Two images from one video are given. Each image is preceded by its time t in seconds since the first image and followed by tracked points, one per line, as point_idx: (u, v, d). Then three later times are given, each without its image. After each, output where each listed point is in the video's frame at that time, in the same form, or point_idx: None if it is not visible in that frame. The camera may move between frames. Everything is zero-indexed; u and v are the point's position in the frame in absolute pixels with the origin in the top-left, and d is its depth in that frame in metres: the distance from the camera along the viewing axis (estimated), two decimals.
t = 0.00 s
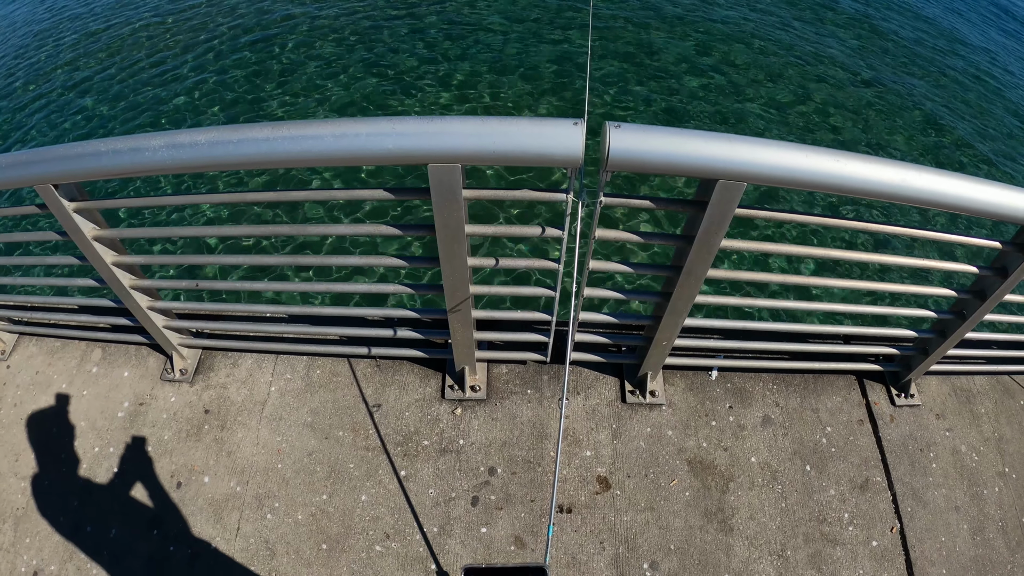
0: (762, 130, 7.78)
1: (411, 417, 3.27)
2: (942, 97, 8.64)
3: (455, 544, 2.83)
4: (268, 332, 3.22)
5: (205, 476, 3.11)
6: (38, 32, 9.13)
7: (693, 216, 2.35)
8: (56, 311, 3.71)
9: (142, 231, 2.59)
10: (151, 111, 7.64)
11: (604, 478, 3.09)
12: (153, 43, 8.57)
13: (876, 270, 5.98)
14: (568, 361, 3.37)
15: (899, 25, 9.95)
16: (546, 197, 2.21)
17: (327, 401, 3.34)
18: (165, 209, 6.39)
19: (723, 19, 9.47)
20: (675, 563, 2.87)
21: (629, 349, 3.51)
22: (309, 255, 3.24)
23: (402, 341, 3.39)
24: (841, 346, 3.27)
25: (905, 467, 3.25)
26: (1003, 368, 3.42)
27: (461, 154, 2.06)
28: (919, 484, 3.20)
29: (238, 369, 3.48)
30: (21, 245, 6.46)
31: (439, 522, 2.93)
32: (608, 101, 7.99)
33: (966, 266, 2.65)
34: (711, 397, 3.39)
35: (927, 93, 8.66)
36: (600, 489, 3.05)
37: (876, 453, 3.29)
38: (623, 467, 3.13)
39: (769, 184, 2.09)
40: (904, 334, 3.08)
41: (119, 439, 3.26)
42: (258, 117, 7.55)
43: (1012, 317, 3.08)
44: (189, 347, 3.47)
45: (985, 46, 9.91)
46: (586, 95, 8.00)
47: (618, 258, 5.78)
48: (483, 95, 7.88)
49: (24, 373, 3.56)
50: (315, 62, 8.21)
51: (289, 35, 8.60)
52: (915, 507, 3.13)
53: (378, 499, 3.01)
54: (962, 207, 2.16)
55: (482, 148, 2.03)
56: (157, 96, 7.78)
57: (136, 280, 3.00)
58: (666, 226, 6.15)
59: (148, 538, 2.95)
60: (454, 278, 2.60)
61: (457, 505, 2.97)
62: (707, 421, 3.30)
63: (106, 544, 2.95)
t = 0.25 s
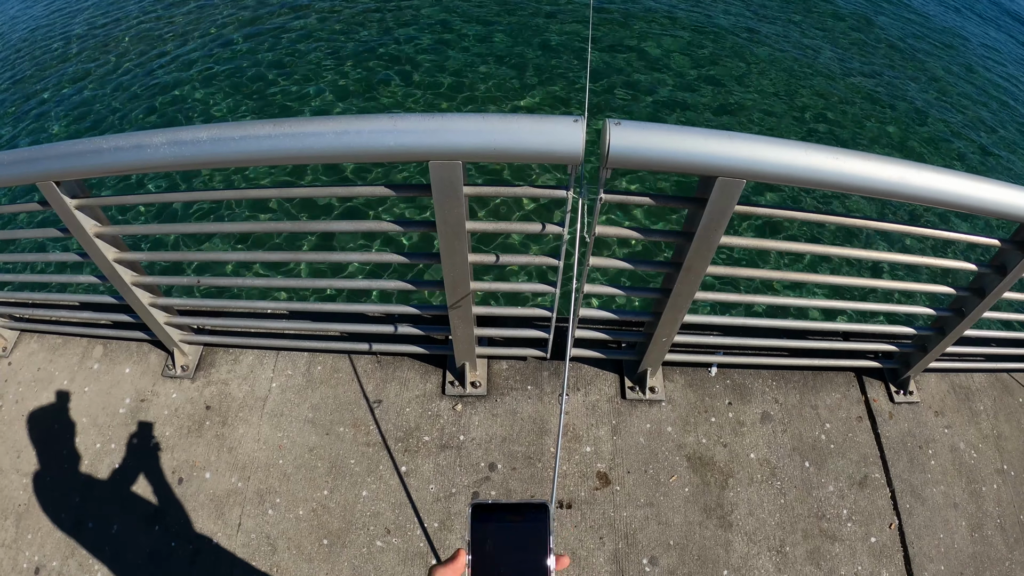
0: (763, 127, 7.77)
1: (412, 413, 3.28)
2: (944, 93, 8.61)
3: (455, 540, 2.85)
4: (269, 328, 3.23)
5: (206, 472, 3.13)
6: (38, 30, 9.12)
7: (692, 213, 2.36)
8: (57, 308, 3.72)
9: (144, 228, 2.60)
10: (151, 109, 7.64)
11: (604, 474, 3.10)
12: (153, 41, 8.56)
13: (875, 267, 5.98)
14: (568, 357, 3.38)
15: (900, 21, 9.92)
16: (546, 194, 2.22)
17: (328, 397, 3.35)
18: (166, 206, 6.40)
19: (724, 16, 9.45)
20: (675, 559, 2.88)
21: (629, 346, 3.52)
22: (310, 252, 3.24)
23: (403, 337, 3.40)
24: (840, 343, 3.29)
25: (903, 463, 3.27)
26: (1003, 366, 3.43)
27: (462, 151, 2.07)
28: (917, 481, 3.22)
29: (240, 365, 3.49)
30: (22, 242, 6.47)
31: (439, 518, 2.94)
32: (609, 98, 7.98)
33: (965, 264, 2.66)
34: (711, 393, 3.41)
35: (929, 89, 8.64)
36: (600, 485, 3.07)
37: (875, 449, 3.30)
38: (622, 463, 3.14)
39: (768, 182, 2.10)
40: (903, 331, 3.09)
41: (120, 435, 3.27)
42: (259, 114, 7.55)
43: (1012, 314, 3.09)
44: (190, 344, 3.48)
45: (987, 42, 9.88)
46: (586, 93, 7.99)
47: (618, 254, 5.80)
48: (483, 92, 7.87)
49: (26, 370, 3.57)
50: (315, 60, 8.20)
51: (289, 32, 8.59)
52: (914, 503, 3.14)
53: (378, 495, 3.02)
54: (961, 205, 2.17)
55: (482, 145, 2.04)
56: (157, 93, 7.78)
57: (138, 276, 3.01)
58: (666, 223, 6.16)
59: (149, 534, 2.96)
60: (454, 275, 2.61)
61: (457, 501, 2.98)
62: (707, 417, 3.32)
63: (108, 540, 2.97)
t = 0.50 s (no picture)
0: (764, 123, 7.74)
1: (411, 408, 3.28)
2: (945, 90, 8.58)
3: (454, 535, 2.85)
4: (269, 323, 3.23)
5: (205, 468, 3.13)
6: (36, 25, 9.07)
7: (691, 209, 2.36)
8: (57, 305, 3.72)
9: (143, 224, 2.60)
10: (149, 105, 7.61)
11: (603, 469, 3.11)
12: (151, 36, 8.52)
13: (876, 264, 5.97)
14: (567, 353, 3.38)
15: (901, 17, 9.88)
16: (546, 189, 2.22)
17: (327, 393, 3.35)
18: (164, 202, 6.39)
19: (724, 11, 9.41)
20: (673, 555, 2.89)
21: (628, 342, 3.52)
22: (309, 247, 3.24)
23: (402, 333, 3.40)
24: (840, 339, 3.28)
25: (902, 460, 3.27)
26: (1002, 363, 3.43)
27: (461, 146, 2.07)
28: (917, 478, 3.22)
29: (239, 361, 3.49)
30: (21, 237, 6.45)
31: (438, 513, 2.95)
32: (609, 94, 7.95)
33: (965, 260, 2.66)
34: (710, 389, 3.40)
35: (931, 86, 8.61)
36: (599, 481, 3.07)
37: (874, 446, 3.30)
38: (622, 459, 3.14)
39: (767, 177, 2.09)
40: (903, 328, 3.09)
41: (119, 431, 3.27)
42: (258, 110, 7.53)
43: (1012, 312, 3.09)
44: (189, 340, 3.48)
45: (989, 38, 9.84)
46: (586, 89, 7.97)
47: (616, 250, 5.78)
48: (483, 87, 7.85)
49: (26, 366, 3.57)
50: (314, 55, 8.17)
51: (288, 28, 8.56)
52: (913, 500, 3.14)
53: (378, 491, 3.03)
54: (960, 201, 2.16)
55: (482, 140, 2.03)
56: (155, 89, 7.75)
57: (137, 272, 3.01)
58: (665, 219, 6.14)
59: (149, 530, 2.97)
60: (453, 270, 2.60)
61: (456, 497, 2.98)
62: (706, 413, 3.32)
63: (107, 536, 2.97)
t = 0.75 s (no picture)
0: (764, 121, 7.73)
1: (410, 405, 3.29)
2: (946, 88, 8.56)
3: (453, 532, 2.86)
4: (268, 320, 3.23)
5: (205, 465, 3.14)
6: (36, 23, 9.07)
7: (689, 206, 2.36)
8: (56, 302, 3.72)
9: (142, 221, 2.60)
10: (149, 103, 7.60)
11: (601, 466, 3.11)
12: (150, 34, 8.51)
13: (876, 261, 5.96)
14: (566, 350, 3.39)
15: (902, 15, 9.86)
16: (543, 186, 2.22)
17: (326, 390, 3.36)
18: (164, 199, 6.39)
19: (724, 9, 9.40)
20: (671, 551, 2.90)
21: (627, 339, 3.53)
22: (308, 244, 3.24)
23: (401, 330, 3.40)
24: (838, 336, 3.28)
25: (900, 458, 3.27)
26: (1001, 361, 3.43)
27: (459, 143, 2.07)
28: (914, 475, 3.22)
29: (238, 358, 3.50)
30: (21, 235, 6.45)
31: (437, 510, 2.96)
32: (609, 92, 7.94)
33: (963, 258, 2.66)
34: (709, 386, 3.41)
35: (932, 84, 8.59)
36: (597, 478, 3.08)
37: (872, 443, 3.30)
38: (620, 456, 3.15)
39: (764, 174, 2.09)
40: (901, 325, 3.09)
41: (119, 428, 3.28)
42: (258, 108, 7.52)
43: (1010, 310, 3.09)
44: (188, 337, 3.49)
45: (990, 36, 9.82)
46: (586, 86, 7.96)
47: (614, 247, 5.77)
48: (483, 85, 7.84)
49: (25, 363, 3.58)
50: (314, 53, 8.16)
51: (287, 26, 8.55)
52: (910, 498, 3.15)
53: (377, 487, 3.04)
54: (957, 199, 2.16)
55: (480, 138, 2.04)
56: (155, 87, 7.75)
57: (136, 269, 3.01)
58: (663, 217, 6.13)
59: (148, 526, 2.98)
60: (451, 267, 2.61)
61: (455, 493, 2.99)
62: (704, 410, 3.32)
63: (107, 533, 2.98)
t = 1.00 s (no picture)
0: (765, 118, 7.72)
1: (410, 402, 3.29)
2: (946, 85, 8.55)
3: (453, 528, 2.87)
4: (268, 317, 3.24)
5: (205, 461, 3.15)
6: (36, 21, 9.08)
7: (689, 203, 2.37)
8: (57, 299, 3.73)
9: (142, 218, 2.61)
10: (149, 101, 7.61)
11: (601, 463, 3.12)
12: (150, 31, 8.51)
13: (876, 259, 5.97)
14: (566, 347, 3.39)
15: (902, 12, 9.85)
16: (543, 183, 2.22)
17: (327, 386, 3.37)
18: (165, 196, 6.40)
19: (725, 6, 9.39)
20: (670, 548, 2.91)
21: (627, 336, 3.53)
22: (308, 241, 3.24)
23: (401, 327, 3.40)
24: (837, 333, 3.29)
25: (899, 455, 3.28)
26: (1000, 358, 3.44)
27: (459, 141, 2.08)
28: (913, 472, 3.23)
29: (238, 354, 3.50)
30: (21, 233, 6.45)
31: (437, 506, 2.97)
32: (610, 90, 7.94)
33: (963, 256, 2.67)
34: (708, 383, 3.42)
35: (933, 81, 8.57)
36: (597, 474, 3.09)
37: (871, 441, 3.31)
38: (620, 452, 3.16)
39: (763, 172, 2.10)
40: (900, 323, 3.10)
41: (120, 425, 3.29)
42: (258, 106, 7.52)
43: (1010, 308, 3.10)
44: (189, 334, 3.49)
45: (990, 33, 9.81)
46: (586, 84, 7.95)
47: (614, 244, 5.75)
48: (483, 83, 7.84)
49: (26, 361, 3.59)
50: (314, 51, 8.15)
51: (287, 23, 8.54)
52: (909, 495, 3.16)
53: (377, 484, 3.05)
54: (957, 197, 2.17)
55: (480, 135, 2.04)
56: (155, 85, 7.75)
57: (137, 267, 3.02)
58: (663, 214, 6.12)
59: (149, 523, 2.99)
60: (451, 263, 2.61)
61: (455, 490, 3.00)
62: (704, 407, 3.33)
63: (108, 530, 2.99)
